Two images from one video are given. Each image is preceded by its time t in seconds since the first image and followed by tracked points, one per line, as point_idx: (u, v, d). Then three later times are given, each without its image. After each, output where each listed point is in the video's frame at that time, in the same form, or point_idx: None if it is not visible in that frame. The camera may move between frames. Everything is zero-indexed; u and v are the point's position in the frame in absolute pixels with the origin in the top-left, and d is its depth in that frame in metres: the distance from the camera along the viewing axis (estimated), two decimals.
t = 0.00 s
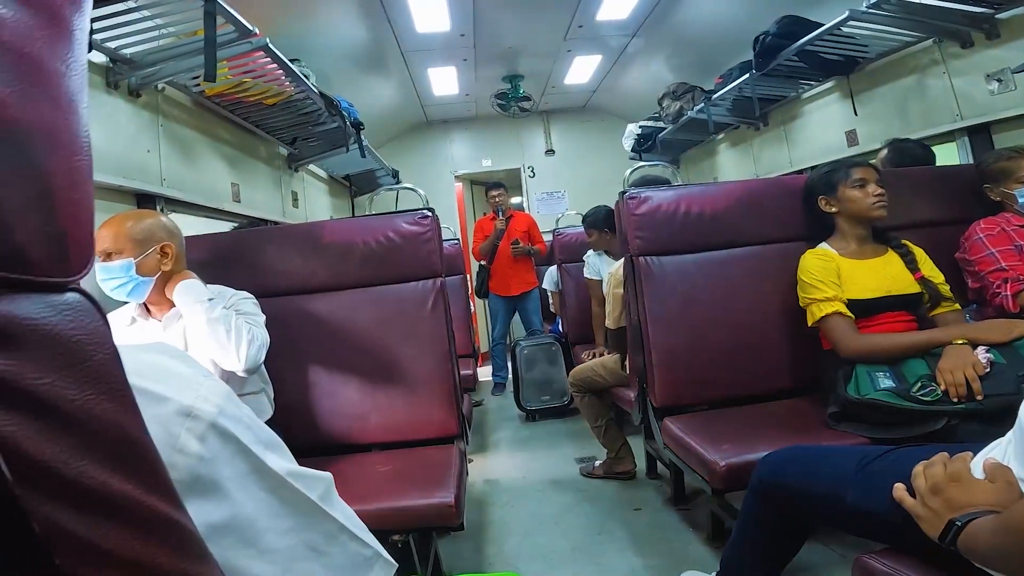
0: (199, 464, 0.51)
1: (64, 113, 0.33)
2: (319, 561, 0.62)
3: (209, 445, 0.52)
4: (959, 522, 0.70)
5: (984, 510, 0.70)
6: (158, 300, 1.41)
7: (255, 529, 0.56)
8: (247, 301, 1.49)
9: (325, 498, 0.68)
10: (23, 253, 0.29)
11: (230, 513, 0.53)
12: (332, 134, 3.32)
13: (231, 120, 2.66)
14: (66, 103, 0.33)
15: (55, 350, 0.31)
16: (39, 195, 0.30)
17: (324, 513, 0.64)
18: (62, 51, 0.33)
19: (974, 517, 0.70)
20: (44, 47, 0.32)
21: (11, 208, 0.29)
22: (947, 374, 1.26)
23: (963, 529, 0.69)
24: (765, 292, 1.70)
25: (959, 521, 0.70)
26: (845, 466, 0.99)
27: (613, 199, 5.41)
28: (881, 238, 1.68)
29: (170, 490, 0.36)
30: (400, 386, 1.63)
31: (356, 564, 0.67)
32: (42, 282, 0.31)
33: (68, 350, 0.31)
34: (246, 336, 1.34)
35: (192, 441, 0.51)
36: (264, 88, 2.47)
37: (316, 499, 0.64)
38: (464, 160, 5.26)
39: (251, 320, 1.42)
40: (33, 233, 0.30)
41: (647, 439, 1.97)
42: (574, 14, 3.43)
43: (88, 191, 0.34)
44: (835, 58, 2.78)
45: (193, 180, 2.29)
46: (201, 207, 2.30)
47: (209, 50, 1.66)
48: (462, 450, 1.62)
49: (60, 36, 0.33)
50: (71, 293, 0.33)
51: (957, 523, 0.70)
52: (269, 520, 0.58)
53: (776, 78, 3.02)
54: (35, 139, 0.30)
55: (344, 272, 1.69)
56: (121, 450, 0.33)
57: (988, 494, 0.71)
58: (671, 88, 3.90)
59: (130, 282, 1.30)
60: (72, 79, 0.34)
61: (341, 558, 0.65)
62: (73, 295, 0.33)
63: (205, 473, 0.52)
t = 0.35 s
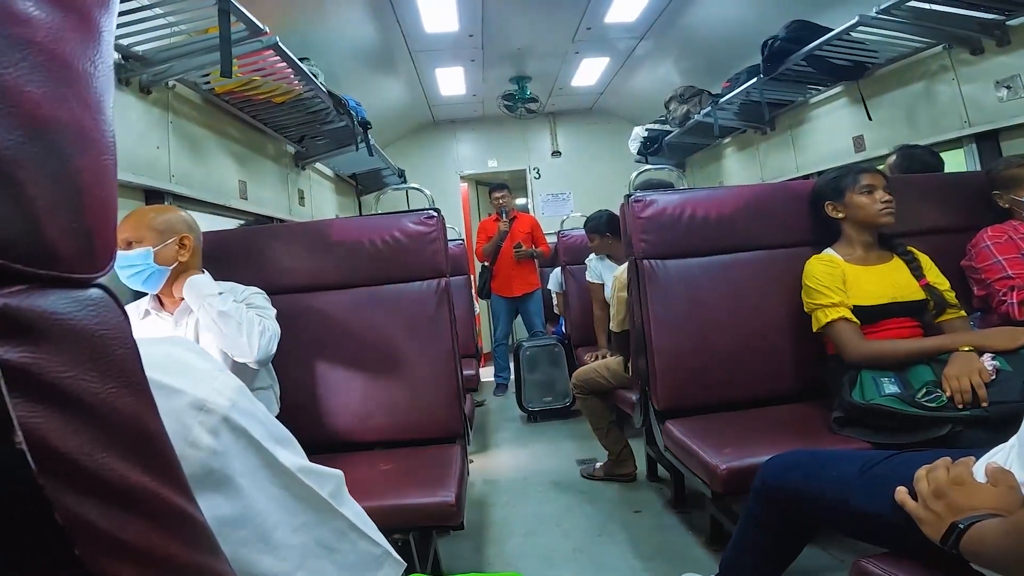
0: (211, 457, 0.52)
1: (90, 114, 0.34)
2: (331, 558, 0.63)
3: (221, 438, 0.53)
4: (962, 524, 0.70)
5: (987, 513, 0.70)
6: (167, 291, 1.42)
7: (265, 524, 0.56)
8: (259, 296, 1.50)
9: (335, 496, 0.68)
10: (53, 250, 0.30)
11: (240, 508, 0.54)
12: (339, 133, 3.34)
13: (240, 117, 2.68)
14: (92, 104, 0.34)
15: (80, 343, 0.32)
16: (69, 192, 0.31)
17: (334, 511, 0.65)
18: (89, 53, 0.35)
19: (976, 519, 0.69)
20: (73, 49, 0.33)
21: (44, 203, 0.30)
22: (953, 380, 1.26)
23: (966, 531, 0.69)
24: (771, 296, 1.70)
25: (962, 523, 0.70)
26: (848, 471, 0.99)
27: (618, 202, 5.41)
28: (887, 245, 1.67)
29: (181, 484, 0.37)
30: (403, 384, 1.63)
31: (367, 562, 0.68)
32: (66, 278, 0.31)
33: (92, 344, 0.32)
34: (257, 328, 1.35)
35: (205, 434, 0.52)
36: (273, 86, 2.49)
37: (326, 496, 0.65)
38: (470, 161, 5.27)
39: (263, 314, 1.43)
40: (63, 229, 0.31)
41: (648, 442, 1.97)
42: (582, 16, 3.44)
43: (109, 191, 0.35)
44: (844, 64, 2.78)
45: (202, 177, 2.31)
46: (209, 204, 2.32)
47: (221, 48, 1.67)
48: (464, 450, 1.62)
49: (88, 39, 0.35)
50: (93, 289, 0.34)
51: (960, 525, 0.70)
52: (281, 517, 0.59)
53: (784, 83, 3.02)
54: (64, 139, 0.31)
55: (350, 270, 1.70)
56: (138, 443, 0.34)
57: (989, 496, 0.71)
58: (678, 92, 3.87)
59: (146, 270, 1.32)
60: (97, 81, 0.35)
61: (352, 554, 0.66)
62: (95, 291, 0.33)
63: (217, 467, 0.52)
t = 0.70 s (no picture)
0: (243, 469, 0.54)
1: (132, 119, 0.34)
2: (351, 564, 0.64)
3: (253, 451, 0.55)
4: (974, 523, 0.70)
5: (999, 511, 0.70)
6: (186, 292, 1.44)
7: (292, 533, 0.58)
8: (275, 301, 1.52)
9: (358, 505, 0.69)
10: (96, 254, 0.31)
11: (269, 519, 0.55)
12: (347, 136, 3.36)
13: (248, 121, 2.70)
14: (132, 109, 0.34)
15: (126, 350, 0.32)
16: (112, 200, 0.32)
17: (358, 521, 0.66)
18: (128, 58, 0.35)
19: (987, 518, 0.69)
20: (112, 54, 0.33)
21: (89, 211, 0.30)
22: (960, 381, 1.25)
23: (978, 529, 0.69)
24: (780, 298, 1.70)
25: (974, 521, 0.70)
26: (858, 471, 0.98)
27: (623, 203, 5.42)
28: (896, 245, 1.67)
29: (221, 486, 0.38)
30: (413, 387, 1.64)
31: (381, 569, 0.68)
32: (107, 284, 0.32)
33: (138, 350, 0.33)
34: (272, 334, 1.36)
35: (238, 447, 0.54)
36: (281, 90, 2.51)
37: (350, 505, 0.66)
38: (475, 163, 5.29)
39: (277, 321, 1.45)
40: (108, 237, 0.31)
41: (657, 443, 1.97)
42: (587, 18, 3.45)
43: (151, 195, 0.35)
44: (850, 64, 2.77)
45: (211, 181, 2.33)
46: (219, 208, 2.34)
47: (230, 53, 1.69)
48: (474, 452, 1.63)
49: (126, 44, 0.35)
50: (136, 293, 0.34)
51: (971, 523, 0.70)
52: (307, 525, 0.60)
53: (790, 83, 3.01)
54: (106, 145, 0.32)
55: (359, 273, 1.71)
56: (181, 447, 0.35)
57: (1000, 494, 0.71)
58: (684, 92, 3.89)
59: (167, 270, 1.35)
60: (135, 85, 0.35)
61: (371, 561, 0.66)
62: (137, 295, 0.34)
63: (248, 478, 0.54)
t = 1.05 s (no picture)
0: (260, 459, 0.54)
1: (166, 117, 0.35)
2: (366, 557, 0.64)
3: (268, 440, 0.56)
4: (983, 523, 0.70)
5: (1009, 511, 0.70)
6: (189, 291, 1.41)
7: (312, 526, 0.59)
8: (276, 301, 1.54)
9: (371, 497, 0.69)
10: (137, 251, 0.32)
11: (287, 509, 0.56)
12: (350, 136, 3.36)
13: (253, 121, 2.70)
14: (167, 105, 0.35)
15: (164, 348, 0.33)
16: (151, 197, 0.33)
17: (372, 511, 0.66)
18: (162, 56, 0.36)
19: (997, 517, 0.70)
20: (147, 53, 0.34)
21: (131, 209, 0.31)
22: (970, 379, 1.26)
23: (988, 529, 0.69)
24: (784, 297, 1.70)
25: (984, 521, 0.70)
26: (867, 471, 0.98)
27: (626, 202, 5.42)
28: (901, 244, 1.67)
29: (249, 483, 0.38)
30: (419, 386, 1.65)
31: (398, 561, 0.68)
32: (144, 282, 0.32)
33: (174, 347, 0.33)
34: (270, 337, 1.36)
35: (254, 437, 0.55)
36: (285, 90, 2.51)
37: (363, 497, 0.66)
38: (478, 163, 5.29)
39: (276, 324, 1.44)
40: (147, 233, 0.32)
41: (661, 442, 1.98)
42: (591, 17, 3.45)
43: (184, 191, 0.36)
44: (854, 63, 2.78)
45: (216, 181, 2.33)
46: (224, 207, 2.35)
47: (236, 53, 1.69)
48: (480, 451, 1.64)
49: (160, 43, 0.36)
50: (169, 291, 0.34)
51: (981, 524, 0.70)
52: (322, 517, 0.60)
53: (793, 83, 3.02)
54: (146, 142, 0.33)
55: (365, 272, 1.72)
56: (213, 442, 0.35)
57: (1011, 495, 0.71)
58: (687, 92, 3.88)
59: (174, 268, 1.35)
60: (169, 82, 0.36)
61: (387, 554, 0.67)
62: (170, 293, 0.34)
63: (266, 469, 0.55)
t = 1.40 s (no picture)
0: (235, 478, 0.54)
1: (93, 142, 0.33)
2: (340, 570, 0.65)
3: (247, 461, 0.55)
4: (960, 520, 0.70)
5: (987, 509, 0.70)
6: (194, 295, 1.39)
7: (282, 538, 0.59)
8: (284, 307, 1.56)
9: (354, 512, 0.69)
10: (62, 272, 0.30)
11: (256, 523, 0.56)
12: (346, 140, 3.38)
13: (247, 126, 2.72)
14: (94, 133, 0.34)
15: (91, 355, 0.32)
16: (75, 220, 0.31)
17: (351, 529, 0.66)
18: (88, 86, 0.34)
19: (974, 514, 0.70)
20: (72, 82, 0.32)
21: (52, 233, 0.29)
22: (959, 379, 1.26)
23: (964, 526, 0.70)
24: (777, 299, 1.70)
25: (961, 518, 0.70)
26: (850, 470, 0.99)
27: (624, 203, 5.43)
28: (896, 245, 1.67)
29: (187, 483, 0.36)
30: (412, 389, 1.65)
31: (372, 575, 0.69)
32: (72, 297, 0.31)
33: (101, 355, 0.32)
34: (286, 344, 1.40)
35: (232, 457, 0.54)
36: (279, 95, 2.53)
37: (344, 513, 0.66)
38: (476, 165, 5.31)
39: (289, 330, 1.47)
40: (70, 254, 0.31)
41: (656, 444, 1.98)
42: (584, 20, 3.47)
43: (115, 217, 0.34)
44: (847, 63, 2.77)
45: (212, 187, 2.35)
46: (220, 212, 2.36)
47: (226, 59, 1.70)
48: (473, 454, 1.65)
49: (88, 74, 0.34)
50: (101, 305, 0.34)
51: (959, 520, 0.70)
52: (297, 531, 0.61)
53: (788, 83, 3.01)
54: (68, 168, 0.31)
55: (357, 276, 1.72)
56: (148, 448, 0.34)
57: (988, 493, 0.71)
58: (683, 93, 3.89)
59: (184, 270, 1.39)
60: (98, 110, 0.34)
61: (363, 569, 0.68)
62: (103, 307, 0.33)
63: (242, 487, 0.55)
